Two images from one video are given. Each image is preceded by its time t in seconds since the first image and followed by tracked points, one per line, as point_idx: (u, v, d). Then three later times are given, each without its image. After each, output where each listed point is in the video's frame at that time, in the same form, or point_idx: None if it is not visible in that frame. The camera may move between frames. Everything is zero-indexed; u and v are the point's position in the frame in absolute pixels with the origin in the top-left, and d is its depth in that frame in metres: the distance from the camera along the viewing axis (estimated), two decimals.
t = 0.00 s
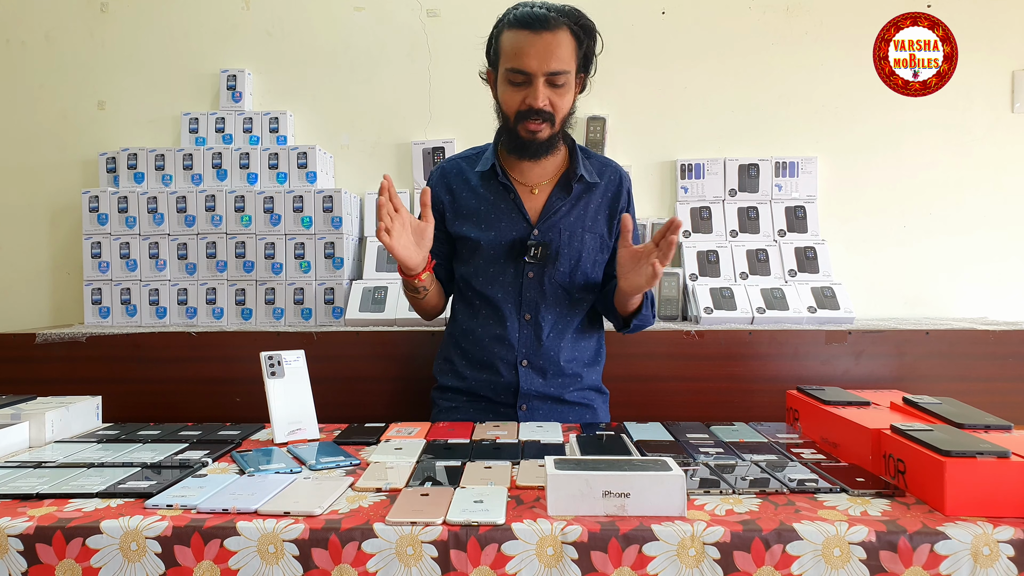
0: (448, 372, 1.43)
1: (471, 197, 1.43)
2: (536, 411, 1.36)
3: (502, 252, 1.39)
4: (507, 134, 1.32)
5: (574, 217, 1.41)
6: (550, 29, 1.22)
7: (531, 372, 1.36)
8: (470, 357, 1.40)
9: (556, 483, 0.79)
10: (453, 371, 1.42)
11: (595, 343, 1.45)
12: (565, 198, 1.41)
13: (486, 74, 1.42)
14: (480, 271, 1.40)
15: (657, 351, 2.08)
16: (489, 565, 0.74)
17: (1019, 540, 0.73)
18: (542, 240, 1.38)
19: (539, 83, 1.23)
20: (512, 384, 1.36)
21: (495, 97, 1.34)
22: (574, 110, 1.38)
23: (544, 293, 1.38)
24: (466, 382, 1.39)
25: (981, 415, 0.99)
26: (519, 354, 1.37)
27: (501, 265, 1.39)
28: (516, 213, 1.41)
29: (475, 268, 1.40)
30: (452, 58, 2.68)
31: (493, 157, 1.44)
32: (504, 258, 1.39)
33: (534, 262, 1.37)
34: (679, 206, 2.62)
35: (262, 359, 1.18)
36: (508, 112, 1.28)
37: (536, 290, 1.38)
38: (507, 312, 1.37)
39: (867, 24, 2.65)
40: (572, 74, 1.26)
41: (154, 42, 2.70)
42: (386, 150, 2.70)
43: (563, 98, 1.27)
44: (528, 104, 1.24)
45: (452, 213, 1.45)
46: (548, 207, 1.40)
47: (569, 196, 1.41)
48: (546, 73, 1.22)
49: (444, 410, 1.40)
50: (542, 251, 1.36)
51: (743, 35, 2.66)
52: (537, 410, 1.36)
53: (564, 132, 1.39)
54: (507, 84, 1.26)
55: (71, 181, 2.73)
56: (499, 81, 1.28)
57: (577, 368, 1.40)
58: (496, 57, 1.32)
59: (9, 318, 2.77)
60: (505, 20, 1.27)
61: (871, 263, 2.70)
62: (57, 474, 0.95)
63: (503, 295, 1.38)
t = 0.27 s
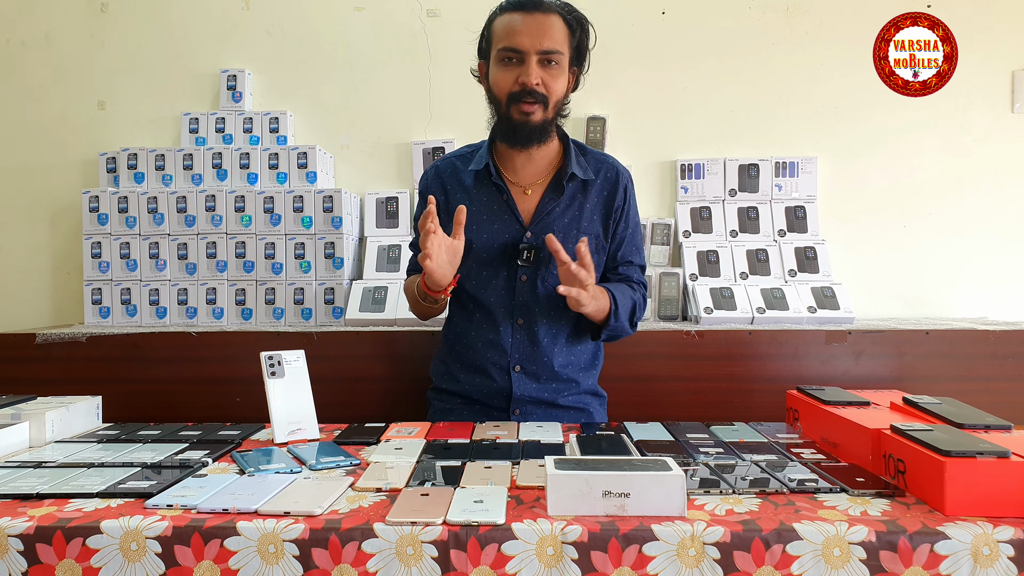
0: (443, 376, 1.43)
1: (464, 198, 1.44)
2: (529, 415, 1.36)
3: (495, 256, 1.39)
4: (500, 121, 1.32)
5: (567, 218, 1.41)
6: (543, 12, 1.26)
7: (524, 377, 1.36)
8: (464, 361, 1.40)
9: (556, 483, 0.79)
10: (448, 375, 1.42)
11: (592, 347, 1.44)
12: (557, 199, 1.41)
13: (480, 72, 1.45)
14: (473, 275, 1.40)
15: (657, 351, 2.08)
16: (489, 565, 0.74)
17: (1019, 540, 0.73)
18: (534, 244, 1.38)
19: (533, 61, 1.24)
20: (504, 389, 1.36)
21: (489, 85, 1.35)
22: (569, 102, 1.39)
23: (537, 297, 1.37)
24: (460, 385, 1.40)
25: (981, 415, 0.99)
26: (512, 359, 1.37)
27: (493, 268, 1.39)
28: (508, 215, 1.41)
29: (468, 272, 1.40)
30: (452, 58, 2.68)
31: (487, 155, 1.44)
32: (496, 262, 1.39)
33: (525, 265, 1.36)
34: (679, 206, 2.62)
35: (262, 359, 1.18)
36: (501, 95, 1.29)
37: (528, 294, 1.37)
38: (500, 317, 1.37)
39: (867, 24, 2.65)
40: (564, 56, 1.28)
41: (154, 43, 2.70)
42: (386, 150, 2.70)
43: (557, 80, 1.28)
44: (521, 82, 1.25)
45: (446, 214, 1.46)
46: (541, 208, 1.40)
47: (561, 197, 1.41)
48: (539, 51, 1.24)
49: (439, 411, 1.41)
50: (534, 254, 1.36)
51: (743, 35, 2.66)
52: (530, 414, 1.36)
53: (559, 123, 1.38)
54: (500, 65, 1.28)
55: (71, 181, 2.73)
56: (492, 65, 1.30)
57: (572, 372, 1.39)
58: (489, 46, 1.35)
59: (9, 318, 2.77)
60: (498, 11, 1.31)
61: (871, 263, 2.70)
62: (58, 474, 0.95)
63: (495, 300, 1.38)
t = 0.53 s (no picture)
0: (442, 377, 1.42)
1: (463, 195, 1.44)
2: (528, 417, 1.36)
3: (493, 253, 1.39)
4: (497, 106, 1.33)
5: (565, 214, 1.41)
6: None
7: (523, 377, 1.36)
8: (462, 362, 1.40)
9: (555, 483, 0.79)
10: (447, 377, 1.42)
11: (592, 350, 1.43)
12: (555, 195, 1.41)
13: (475, 73, 1.48)
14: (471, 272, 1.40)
15: (657, 351, 2.08)
16: (489, 565, 0.74)
17: (1019, 541, 0.73)
18: (532, 240, 1.39)
19: (528, 41, 1.27)
20: (502, 391, 1.37)
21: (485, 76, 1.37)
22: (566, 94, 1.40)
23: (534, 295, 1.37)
24: (458, 387, 1.40)
25: (981, 415, 0.99)
26: (510, 359, 1.36)
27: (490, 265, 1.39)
28: (506, 211, 1.41)
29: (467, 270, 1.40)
30: (452, 57, 2.68)
31: (485, 151, 1.45)
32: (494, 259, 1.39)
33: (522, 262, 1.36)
34: (679, 206, 2.62)
35: (262, 359, 1.18)
36: (498, 78, 1.30)
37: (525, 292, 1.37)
38: (496, 316, 1.38)
39: (867, 24, 2.65)
40: (560, 40, 1.31)
41: (154, 43, 2.70)
42: (386, 149, 2.71)
43: (553, 62, 1.30)
44: (518, 62, 1.26)
45: (445, 212, 1.46)
46: (539, 204, 1.40)
47: (559, 192, 1.41)
48: (534, 32, 1.27)
49: (438, 414, 1.41)
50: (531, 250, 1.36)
51: (743, 35, 2.66)
52: (529, 416, 1.36)
53: (556, 112, 1.39)
54: (496, 49, 1.30)
55: (71, 181, 2.73)
56: (489, 53, 1.33)
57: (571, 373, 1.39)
58: (484, 40, 1.38)
59: (9, 318, 2.77)
60: (493, 7, 1.37)
61: (871, 263, 2.70)
62: (58, 474, 0.95)
63: (493, 298, 1.38)
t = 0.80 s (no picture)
0: (447, 379, 1.42)
1: (468, 193, 1.44)
2: (535, 417, 1.36)
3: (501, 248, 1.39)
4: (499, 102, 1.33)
5: (572, 211, 1.41)
6: None
7: (532, 374, 1.36)
8: (468, 361, 1.40)
9: (556, 483, 0.79)
10: (451, 378, 1.41)
11: (598, 349, 1.44)
12: (561, 191, 1.41)
13: (478, 76, 1.49)
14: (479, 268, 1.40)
15: (657, 351, 2.08)
16: (489, 564, 0.75)
17: (1019, 540, 0.73)
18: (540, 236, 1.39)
19: (528, 35, 1.28)
20: (510, 390, 1.37)
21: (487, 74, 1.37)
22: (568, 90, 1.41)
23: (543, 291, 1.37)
24: (464, 387, 1.39)
25: (981, 415, 0.99)
26: (519, 355, 1.37)
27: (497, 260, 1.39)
28: (513, 207, 1.41)
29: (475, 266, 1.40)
30: (452, 57, 2.68)
31: (491, 150, 1.45)
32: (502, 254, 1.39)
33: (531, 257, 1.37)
34: (679, 206, 2.62)
35: (262, 359, 1.18)
36: (500, 73, 1.30)
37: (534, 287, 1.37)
38: (506, 311, 1.38)
39: (867, 24, 2.65)
40: (560, 34, 1.31)
41: (154, 43, 2.70)
42: (386, 150, 2.71)
43: (554, 55, 1.30)
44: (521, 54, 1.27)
45: (451, 210, 1.47)
46: (545, 200, 1.41)
47: (565, 189, 1.41)
48: (535, 26, 1.28)
49: (443, 416, 1.40)
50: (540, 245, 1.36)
51: (743, 35, 2.66)
52: (537, 416, 1.36)
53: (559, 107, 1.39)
54: (497, 45, 1.31)
55: (71, 181, 2.73)
56: (490, 50, 1.33)
57: (578, 373, 1.39)
58: (485, 40, 1.39)
59: (9, 318, 2.77)
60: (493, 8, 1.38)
61: (871, 263, 2.70)
62: (58, 474, 0.95)
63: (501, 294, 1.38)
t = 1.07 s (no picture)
0: (450, 379, 1.41)
1: (470, 192, 1.44)
2: (539, 415, 1.36)
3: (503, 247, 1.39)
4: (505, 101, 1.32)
5: (574, 210, 1.41)
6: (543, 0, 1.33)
7: (536, 372, 1.36)
8: (470, 361, 1.39)
9: (556, 483, 0.79)
10: (454, 378, 1.41)
11: (599, 348, 1.45)
12: (564, 190, 1.41)
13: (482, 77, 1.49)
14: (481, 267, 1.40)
15: (657, 351, 2.08)
16: (489, 564, 0.74)
17: (1019, 540, 0.73)
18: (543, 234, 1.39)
19: (536, 36, 1.28)
20: (514, 388, 1.37)
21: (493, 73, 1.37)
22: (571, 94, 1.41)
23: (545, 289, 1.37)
24: (467, 387, 1.39)
25: (981, 415, 0.99)
26: (524, 353, 1.37)
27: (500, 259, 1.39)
28: (516, 207, 1.41)
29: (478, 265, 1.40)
30: (452, 57, 2.68)
31: (493, 149, 1.45)
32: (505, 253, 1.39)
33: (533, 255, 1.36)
34: (679, 206, 2.62)
35: (262, 359, 1.18)
36: (506, 73, 1.30)
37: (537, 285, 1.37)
38: (511, 310, 1.38)
39: (867, 24, 2.65)
40: (566, 37, 1.32)
41: (154, 43, 2.70)
42: (386, 150, 2.71)
43: (560, 58, 1.30)
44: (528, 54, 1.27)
45: (452, 210, 1.46)
46: (548, 199, 1.41)
47: (567, 188, 1.41)
48: (542, 27, 1.28)
49: (445, 417, 1.39)
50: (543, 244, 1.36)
51: (743, 35, 2.66)
52: (540, 415, 1.36)
53: (562, 109, 1.39)
54: (505, 45, 1.31)
55: (71, 181, 2.73)
56: (497, 50, 1.33)
57: (581, 371, 1.39)
58: (492, 41, 1.40)
59: (9, 317, 2.77)
60: (500, 10, 1.39)
61: (871, 263, 2.70)
62: (58, 474, 0.95)
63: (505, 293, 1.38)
